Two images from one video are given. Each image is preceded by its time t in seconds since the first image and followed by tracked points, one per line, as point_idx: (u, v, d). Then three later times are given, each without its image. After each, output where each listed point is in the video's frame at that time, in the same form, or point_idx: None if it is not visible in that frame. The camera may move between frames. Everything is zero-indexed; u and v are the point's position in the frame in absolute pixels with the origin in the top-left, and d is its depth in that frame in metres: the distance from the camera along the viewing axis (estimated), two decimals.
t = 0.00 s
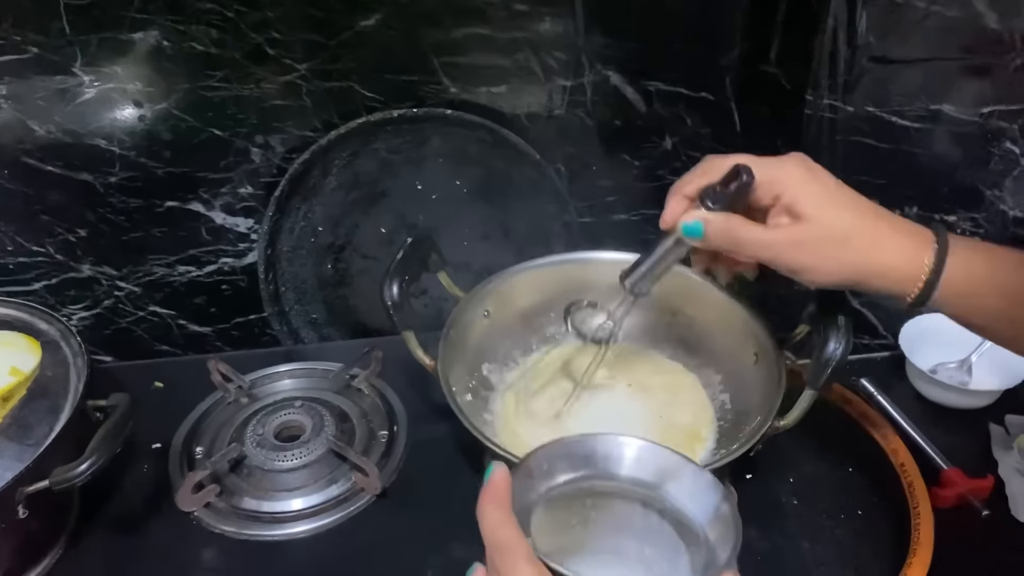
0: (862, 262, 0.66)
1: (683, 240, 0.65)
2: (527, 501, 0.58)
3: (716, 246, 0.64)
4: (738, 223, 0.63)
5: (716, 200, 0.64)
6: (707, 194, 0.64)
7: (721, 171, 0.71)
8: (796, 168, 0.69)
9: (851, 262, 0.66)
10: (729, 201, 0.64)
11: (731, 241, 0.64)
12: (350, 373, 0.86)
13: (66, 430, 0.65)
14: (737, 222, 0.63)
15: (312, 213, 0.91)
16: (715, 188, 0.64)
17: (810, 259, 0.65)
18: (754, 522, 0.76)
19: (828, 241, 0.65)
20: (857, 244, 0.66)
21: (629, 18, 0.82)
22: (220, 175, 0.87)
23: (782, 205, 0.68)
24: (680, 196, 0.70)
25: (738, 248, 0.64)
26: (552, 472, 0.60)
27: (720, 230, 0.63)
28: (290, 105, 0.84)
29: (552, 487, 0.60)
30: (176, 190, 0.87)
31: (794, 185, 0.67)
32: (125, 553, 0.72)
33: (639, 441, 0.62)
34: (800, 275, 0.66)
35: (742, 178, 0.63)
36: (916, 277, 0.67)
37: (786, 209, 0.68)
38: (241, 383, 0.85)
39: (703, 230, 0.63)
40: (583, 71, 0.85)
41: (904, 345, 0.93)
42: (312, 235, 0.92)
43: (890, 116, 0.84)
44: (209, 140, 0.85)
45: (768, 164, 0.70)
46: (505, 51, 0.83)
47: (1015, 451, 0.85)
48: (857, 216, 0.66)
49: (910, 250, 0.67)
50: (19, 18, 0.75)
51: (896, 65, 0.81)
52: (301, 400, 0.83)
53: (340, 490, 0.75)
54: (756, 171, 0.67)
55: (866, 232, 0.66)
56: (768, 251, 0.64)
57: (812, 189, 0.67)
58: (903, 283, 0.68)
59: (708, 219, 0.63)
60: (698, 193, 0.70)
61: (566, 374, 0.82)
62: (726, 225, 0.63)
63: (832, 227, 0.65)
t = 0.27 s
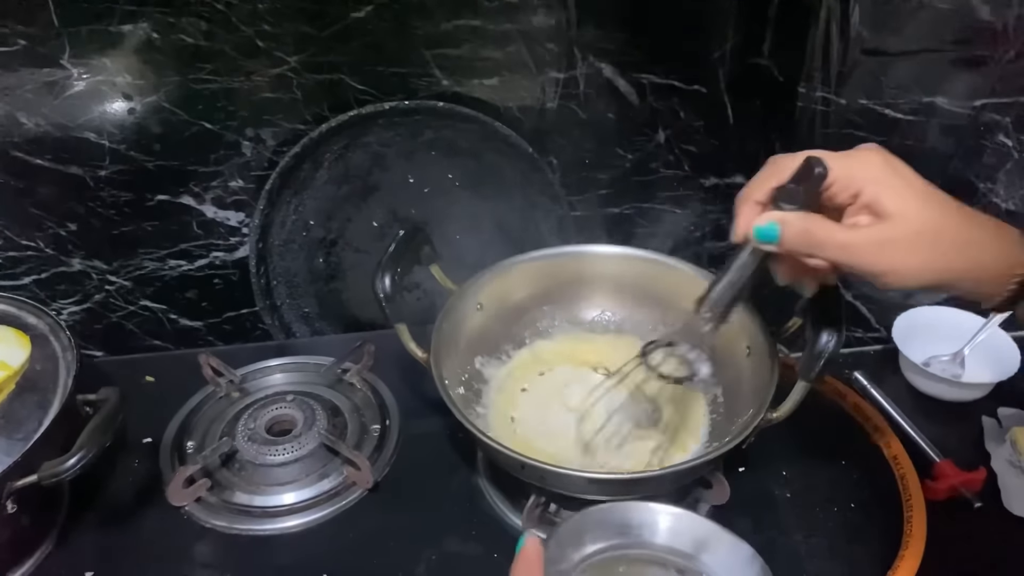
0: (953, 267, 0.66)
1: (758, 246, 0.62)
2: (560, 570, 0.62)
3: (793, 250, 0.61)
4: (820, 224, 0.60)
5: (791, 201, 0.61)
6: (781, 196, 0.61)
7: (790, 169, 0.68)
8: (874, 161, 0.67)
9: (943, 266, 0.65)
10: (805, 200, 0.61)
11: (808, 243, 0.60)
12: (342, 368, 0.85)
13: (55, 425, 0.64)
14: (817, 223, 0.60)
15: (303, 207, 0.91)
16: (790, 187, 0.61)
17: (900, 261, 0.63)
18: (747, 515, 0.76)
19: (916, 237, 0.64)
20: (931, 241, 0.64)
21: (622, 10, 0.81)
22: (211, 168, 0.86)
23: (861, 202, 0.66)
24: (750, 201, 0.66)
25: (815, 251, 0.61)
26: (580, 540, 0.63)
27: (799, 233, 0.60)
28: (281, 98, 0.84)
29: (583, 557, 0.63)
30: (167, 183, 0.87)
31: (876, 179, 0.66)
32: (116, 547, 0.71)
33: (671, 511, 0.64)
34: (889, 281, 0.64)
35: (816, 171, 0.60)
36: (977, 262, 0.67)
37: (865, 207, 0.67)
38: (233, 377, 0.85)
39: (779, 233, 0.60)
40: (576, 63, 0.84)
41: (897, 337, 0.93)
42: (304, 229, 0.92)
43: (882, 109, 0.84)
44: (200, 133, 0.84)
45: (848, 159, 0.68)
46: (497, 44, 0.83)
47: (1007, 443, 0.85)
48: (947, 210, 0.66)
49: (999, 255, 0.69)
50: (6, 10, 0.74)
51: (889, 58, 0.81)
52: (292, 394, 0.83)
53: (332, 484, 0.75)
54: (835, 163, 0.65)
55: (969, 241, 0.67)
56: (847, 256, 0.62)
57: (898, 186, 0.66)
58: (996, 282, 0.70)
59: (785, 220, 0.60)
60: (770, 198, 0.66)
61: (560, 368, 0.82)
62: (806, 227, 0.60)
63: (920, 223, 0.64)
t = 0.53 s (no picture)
0: (911, 216, 0.63)
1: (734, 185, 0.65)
2: (549, 499, 0.57)
3: (763, 187, 0.63)
4: (785, 164, 0.61)
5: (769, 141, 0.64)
6: (759, 140, 0.66)
7: (771, 117, 0.69)
8: (847, 115, 0.67)
9: (895, 219, 0.63)
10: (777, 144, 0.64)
11: (777, 181, 0.62)
12: (342, 363, 0.85)
13: (54, 420, 0.64)
14: (784, 163, 0.62)
15: (302, 201, 0.90)
16: (767, 134, 0.66)
17: (849, 210, 0.63)
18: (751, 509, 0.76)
19: (871, 188, 0.63)
20: (906, 193, 0.63)
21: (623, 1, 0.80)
22: (209, 162, 0.86)
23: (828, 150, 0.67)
24: (732, 143, 0.67)
25: (783, 189, 0.62)
26: (579, 471, 0.60)
27: (769, 170, 0.62)
28: (279, 90, 0.83)
29: (578, 486, 0.59)
30: (165, 177, 0.86)
31: (843, 131, 0.66)
32: (117, 545, 0.71)
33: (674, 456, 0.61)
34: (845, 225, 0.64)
35: (789, 121, 0.68)
36: (971, 228, 0.63)
37: (834, 155, 0.67)
38: (232, 372, 0.84)
39: (751, 171, 0.62)
40: (576, 55, 0.84)
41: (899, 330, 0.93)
42: (303, 223, 0.91)
43: (885, 100, 0.84)
44: (198, 126, 0.83)
45: (823, 108, 0.69)
46: (497, 35, 0.82)
47: (1010, 436, 0.85)
48: (909, 168, 0.63)
49: (968, 201, 0.63)
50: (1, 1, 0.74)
51: (891, 49, 0.80)
52: (293, 389, 0.82)
53: (332, 480, 0.74)
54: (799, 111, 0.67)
55: (918, 189, 0.63)
56: (815, 198, 0.62)
57: (860, 136, 0.66)
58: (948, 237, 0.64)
59: (756, 160, 0.62)
60: (752, 142, 0.67)
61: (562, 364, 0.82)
62: (774, 167, 0.62)
63: (885, 176, 0.63)
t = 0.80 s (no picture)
0: (856, 247, 0.63)
1: (671, 223, 0.64)
2: (560, 455, 0.50)
3: (707, 228, 0.63)
4: (729, 202, 0.61)
5: (704, 179, 0.62)
6: (696, 174, 0.63)
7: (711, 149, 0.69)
8: (785, 146, 0.67)
9: (845, 245, 0.63)
10: (717, 179, 0.62)
11: (721, 222, 0.62)
12: (344, 359, 0.85)
13: (57, 419, 0.64)
14: (728, 202, 0.61)
15: (303, 198, 0.90)
16: (705, 167, 0.62)
17: (778, 239, 0.63)
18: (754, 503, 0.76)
19: (824, 217, 0.63)
20: (851, 224, 0.63)
21: None
22: (210, 159, 0.86)
23: (771, 182, 0.66)
24: (667, 176, 0.68)
25: (726, 228, 0.62)
26: (589, 431, 0.52)
27: (709, 211, 0.61)
28: (280, 87, 0.83)
29: (589, 446, 0.51)
30: (166, 175, 0.86)
31: (783, 165, 0.65)
32: (122, 543, 0.71)
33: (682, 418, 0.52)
34: (787, 255, 0.64)
35: (731, 155, 0.61)
36: (918, 250, 0.64)
37: (776, 188, 0.66)
38: (235, 370, 0.84)
39: (692, 212, 0.61)
40: (577, 51, 0.84)
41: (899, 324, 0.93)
42: (304, 220, 0.91)
43: (885, 94, 0.84)
44: (199, 124, 0.83)
45: (760, 140, 0.68)
46: (497, 31, 0.82)
47: (1011, 430, 0.85)
48: (849, 196, 0.63)
49: (914, 228, 0.64)
50: None
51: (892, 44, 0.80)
52: (295, 385, 0.82)
53: (336, 476, 0.75)
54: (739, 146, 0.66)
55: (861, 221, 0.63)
56: (755, 234, 0.63)
57: (806, 169, 0.65)
58: (894, 261, 0.64)
59: (697, 200, 0.61)
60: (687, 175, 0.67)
61: (564, 361, 0.82)
62: (717, 205, 0.61)
63: (823, 208, 0.63)
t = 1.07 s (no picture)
0: (992, 220, 0.66)
1: (787, 207, 0.62)
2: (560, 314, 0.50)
3: (825, 207, 0.62)
4: (847, 178, 0.60)
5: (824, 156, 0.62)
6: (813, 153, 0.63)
7: (812, 136, 0.69)
8: (907, 119, 0.68)
9: (970, 221, 0.66)
10: (835, 155, 0.62)
11: (841, 198, 0.61)
12: (350, 354, 0.85)
13: (64, 415, 0.63)
14: (847, 177, 0.61)
15: (308, 192, 0.90)
16: (819, 146, 0.62)
17: (909, 216, 0.64)
18: (762, 496, 0.76)
19: (931, 199, 0.65)
20: (979, 198, 0.66)
21: None
22: (213, 154, 0.85)
23: (891, 157, 0.68)
24: (783, 161, 0.67)
25: (848, 205, 0.62)
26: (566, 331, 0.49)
27: (831, 188, 0.60)
28: (284, 82, 0.82)
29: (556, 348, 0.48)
30: (169, 170, 0.85)
31: (906, 140, 0.67)
32: (129, 538, 0.71)
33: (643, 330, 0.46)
34: (918, 237, 0.66)
35: (845, 127, 0.60)
36: None
37: (897, 162, 0.68)
38: (241, 365, 0.84)
39: (812, 189, 0.60)
40: (582, 43, 0.83)
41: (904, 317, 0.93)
42: (309, 215, 0.91)
43: (891, 86, 0.83)
44: (202, 119, 0.83)
45: (879, 116, 0.69)
46: (502, 24, 0.81)
47: (1017, 421, 0.85)
48: (979, 172, 0.66)
49: None
50: None
51: (898, 35, 0.80)
52: (301, 381, 0.82)
53: (343, 471, 0.74)
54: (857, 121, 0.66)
55: (985, 193, 0.66)
56: (879, 211, 0.63)
57: (929, 143, 0.66)
58: None
59: (815, 176, 0.60)
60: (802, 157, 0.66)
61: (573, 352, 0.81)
62: (836, 181, 0.60)
63: (948, 181, 0.65)
